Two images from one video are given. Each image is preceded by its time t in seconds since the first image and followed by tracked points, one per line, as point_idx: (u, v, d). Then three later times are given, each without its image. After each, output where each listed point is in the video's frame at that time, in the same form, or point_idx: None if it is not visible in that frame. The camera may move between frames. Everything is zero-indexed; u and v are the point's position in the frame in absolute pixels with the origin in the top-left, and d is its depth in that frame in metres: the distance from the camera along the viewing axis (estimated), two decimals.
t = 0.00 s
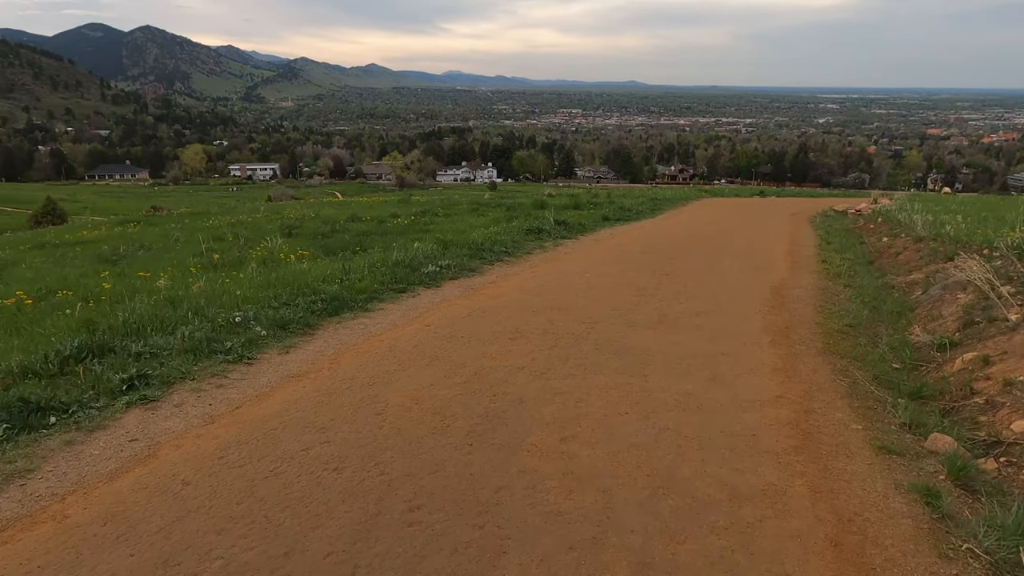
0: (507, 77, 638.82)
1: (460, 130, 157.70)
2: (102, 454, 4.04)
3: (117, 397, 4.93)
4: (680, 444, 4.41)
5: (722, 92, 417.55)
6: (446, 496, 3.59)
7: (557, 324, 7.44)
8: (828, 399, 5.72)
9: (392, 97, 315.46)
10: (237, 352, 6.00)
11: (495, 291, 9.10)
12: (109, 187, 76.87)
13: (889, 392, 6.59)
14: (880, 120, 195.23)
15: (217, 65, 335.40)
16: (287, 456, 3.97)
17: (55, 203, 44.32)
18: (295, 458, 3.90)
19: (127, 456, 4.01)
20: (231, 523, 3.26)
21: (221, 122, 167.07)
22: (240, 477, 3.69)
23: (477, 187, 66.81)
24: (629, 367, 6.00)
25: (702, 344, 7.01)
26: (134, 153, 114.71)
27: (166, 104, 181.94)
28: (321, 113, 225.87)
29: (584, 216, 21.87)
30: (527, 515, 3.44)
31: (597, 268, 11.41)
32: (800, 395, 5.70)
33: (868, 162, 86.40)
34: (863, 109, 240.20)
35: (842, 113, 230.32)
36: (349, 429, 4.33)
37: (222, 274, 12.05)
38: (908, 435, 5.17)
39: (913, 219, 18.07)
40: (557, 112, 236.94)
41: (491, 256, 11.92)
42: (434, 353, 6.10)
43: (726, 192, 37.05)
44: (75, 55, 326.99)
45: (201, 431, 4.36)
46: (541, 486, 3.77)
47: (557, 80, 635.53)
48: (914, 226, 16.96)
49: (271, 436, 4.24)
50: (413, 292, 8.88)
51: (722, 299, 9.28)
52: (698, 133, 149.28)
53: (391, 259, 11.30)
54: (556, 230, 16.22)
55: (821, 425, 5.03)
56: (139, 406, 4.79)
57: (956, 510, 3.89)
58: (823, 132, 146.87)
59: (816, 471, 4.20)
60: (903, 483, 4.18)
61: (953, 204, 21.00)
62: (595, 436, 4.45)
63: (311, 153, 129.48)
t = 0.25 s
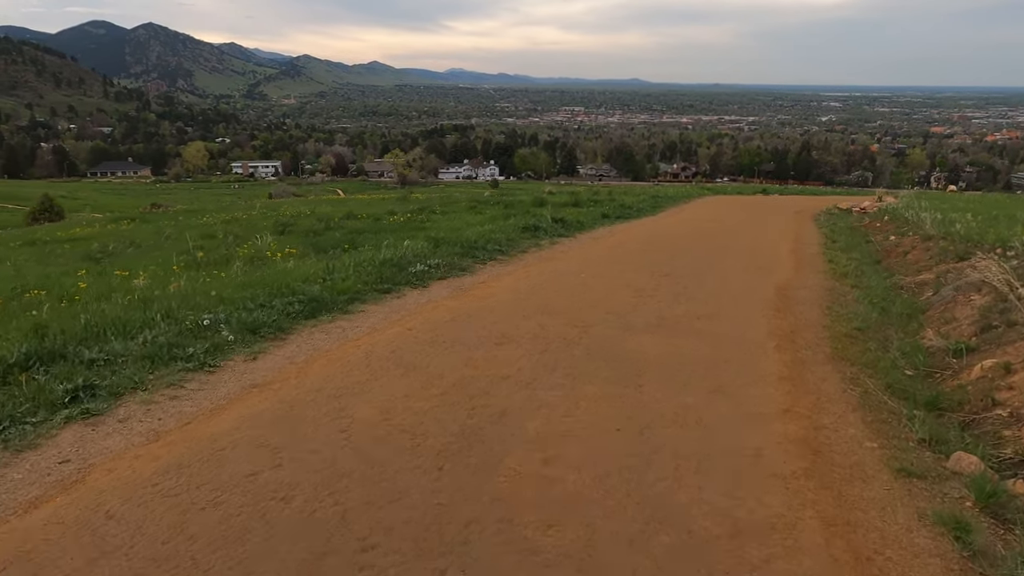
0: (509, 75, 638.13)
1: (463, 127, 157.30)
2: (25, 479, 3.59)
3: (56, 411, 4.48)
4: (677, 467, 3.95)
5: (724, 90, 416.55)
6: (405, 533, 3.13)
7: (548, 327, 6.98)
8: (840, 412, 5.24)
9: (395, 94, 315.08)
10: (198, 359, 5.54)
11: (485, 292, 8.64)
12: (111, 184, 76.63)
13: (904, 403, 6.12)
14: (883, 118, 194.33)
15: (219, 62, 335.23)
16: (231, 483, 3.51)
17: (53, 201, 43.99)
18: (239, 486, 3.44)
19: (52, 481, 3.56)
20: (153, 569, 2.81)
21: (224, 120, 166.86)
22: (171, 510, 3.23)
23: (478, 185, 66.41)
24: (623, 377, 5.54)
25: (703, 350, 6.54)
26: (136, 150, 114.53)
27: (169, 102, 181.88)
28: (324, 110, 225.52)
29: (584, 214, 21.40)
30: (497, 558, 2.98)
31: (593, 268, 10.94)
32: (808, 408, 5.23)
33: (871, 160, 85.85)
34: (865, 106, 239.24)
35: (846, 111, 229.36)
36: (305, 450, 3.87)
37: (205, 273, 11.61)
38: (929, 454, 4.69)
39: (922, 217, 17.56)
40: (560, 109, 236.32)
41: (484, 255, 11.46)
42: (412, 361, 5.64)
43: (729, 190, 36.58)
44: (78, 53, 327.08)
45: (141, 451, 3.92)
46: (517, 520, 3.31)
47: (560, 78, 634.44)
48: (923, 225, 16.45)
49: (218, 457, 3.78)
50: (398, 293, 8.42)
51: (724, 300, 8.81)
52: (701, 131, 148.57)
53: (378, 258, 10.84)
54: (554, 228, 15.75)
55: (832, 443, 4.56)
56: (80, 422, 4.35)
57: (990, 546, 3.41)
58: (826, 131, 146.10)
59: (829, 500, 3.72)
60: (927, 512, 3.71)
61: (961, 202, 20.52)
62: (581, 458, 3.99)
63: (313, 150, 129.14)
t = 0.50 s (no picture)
0: (511, 74, 637.97)
1: (464, 127, 156.82)
2: None
3: (3, 441, 4.12)
4: (679, 510, 3.58)
5: (726, 89, 415.78)
6: None
7: (541, 341, 6.61)
8: (853, 439, 4.87)
9: (396, 93, 314.61)
10: (164, 379, 5.18)
11: (477, 302, 8.27)
12: (111, 184, 76.31)
13: (918, 425, 5.76)
14: (885, 118, 193.29)
15: (221, 62, 334.84)
16: (177, 531, 3.15)
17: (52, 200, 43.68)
18: (189, 533, 3.12)
19: None
20: None
21: (225, 119, 166.64)
22: (110, 567, 2.89)
23: (479, 185, 66.06)
24: (621, 398, 5.18)
25: (704, 366, 6.17)
26: (137, 149, 114.25)
27: (171, 101, 181.75)
28: (325, 109, 225.14)
29: (584, 216, 21.02)
30: None
31: (591, 274, 10.58)
32: (818, 434, 4.87)
33: (874, 160, 85.35)
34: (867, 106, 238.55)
35: (847, 110, 228.43)
36: (267, 488, 3.52)
37: (190, 279, 11.26)
38: (951, 487, 4.31)
39: (929, 220, 17.15)
40: (562, 109, 235.88)
41: (478, 260, 11.09)
42: (393, 380, 5.27)
43: (731, 190, 36.17)
44: (80, 51, 327.16)
45: (87, 489, 3.57)
46: None
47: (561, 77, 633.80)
48: (930, 228, 16.05)
49: (172, 496, 3.44)
50: (386, 302, 8.05)
51: (726, 310, 8.45)
52: (703, 130, 147.92)
53: (368, 263, 10.47)
54: (552, 231, 15.36)
55: (846, 477, 4.20)
56: (28, 454, 4.01)
57: None
58: (828, 130, 145.39)
59: (846, 551, 3.37)
60: (953, 560, 3.37)
61: (967, 204, 20.13)
62: (572, 497, 3.63)
63: (314, 149, 128.81)
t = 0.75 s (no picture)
0: (512, 72, 637.68)
1: (465, 124, 156.26)
2: None
3: None
4: (679, 547, 3.13)
5: (727, 88, 414.80)
6: None
7: (532, 346, 6.13)
8: (871, 458, 4.41)
9: (396, 91, 313.83)
10: (115, 390, 4.72)
11: (465, 303, 7.80)
12: (111, 181, 75.79)
13: (939, 438, 5.31)
14: (887, 116, 192.54)
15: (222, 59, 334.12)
16: None
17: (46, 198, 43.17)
18: None
19: None
20: None
21: (225, 117, 166.06)
22: None
23: (479, 182, 65.56)
24: (617, 410, 4.72)
25: (708, 375, 5.70)
26: (137, 147, 113.75)
27: (171, 98, 181.24)
28: (325, 107, 224.54)
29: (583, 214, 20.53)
30: None
31: (588, 274, 10.10)
32: (835, 453, 4.41)
33: (875, 158, 84.88)
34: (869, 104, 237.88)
35: (848, 108, 227.58)
36: (209, 522, 3.06)
37: (170, 278, 10.79)
38: (984, 514, 3.85)
39: (937, 218, 16.65)
40: (563, 107, 235.43)
41: (470, 259, 10.62)
42: (367, 392, 4.80)
43: (732, 188, 35.68)
44: (81, 49, 326.68)
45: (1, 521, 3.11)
46: None
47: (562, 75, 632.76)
48: (938, 227, 15.57)
49: (95, 534, 2.98)
50: (369, 304, 7.58)
51: (730, 312, 7.98)
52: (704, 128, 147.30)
53: (354, 261, 10.00)
54: (549, 228, 14.89)
55: (869, 504, 3.75)
56: None
57: None
58: (829, 129, 144.75)
59: None
60: None
61: (975, 202, 19.66)
62: (558, 532, 3.17)
63: (315, 147, 128.24)
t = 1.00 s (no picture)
0: (512, 71, 637.19)
1: (463, 123, 155.73)
2: None
3: None
4: None
5: (726, 87, 414.37)
6: None
7: (518, 363, 5.77)
8: (881, 493, 4.06)
9: (395, 90, 313.19)
10: (64, 416, 4.36)
11: (452, 314, 7.43)
12: (107, 180, 75.27)
13: (953, 464, 4.96)
14: (886, 115, 192.02)
15: (221, 58, 333.37)
16: None
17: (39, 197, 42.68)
18: None
19: None
20: None
21: (225, 116, 165.52)
22: None
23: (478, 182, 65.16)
24: (606, 438, 4.38)
25: (706, 396, 5.33)
26: (135, 147, 113.19)
27: (170, 97, 180.52)
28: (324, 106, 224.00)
29: (580, 216, 20.20)
30: None
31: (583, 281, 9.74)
32: (843, 488, 4.06)
33: (875, 157, 84.47)
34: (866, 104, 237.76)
35: (847, 108, 227.00)
36: None
37: (150, 285, 10.41)
38: (1008, 560, 3.49)
39: (940, 221, 16.30)
40: (562, 106, 235.13)
41: (460, 265, 10.27)
42: (337, 418, 4.42)
43: (732, 188, 35.31)
44: (79, 47, 325.69)
45: None
46: None
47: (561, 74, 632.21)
48: (942, 230, 15.21)
49: None
50: (351, 314, 7.22)
51: (729, 323, 7.64)
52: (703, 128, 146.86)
53: (339, 268, 9.64)
54: (544, 231, 14.57)
55: (880, 551, 3.40)
56: None
57: None
58: (828, 128, 144.30)
59: None
60: None
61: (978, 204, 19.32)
62: None
63: (314, 147, 127.75)
